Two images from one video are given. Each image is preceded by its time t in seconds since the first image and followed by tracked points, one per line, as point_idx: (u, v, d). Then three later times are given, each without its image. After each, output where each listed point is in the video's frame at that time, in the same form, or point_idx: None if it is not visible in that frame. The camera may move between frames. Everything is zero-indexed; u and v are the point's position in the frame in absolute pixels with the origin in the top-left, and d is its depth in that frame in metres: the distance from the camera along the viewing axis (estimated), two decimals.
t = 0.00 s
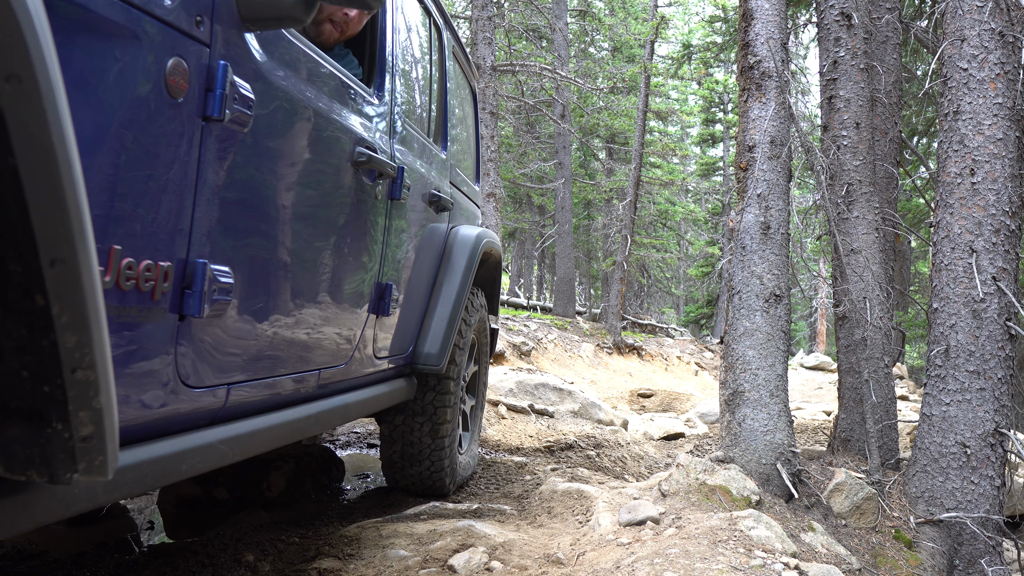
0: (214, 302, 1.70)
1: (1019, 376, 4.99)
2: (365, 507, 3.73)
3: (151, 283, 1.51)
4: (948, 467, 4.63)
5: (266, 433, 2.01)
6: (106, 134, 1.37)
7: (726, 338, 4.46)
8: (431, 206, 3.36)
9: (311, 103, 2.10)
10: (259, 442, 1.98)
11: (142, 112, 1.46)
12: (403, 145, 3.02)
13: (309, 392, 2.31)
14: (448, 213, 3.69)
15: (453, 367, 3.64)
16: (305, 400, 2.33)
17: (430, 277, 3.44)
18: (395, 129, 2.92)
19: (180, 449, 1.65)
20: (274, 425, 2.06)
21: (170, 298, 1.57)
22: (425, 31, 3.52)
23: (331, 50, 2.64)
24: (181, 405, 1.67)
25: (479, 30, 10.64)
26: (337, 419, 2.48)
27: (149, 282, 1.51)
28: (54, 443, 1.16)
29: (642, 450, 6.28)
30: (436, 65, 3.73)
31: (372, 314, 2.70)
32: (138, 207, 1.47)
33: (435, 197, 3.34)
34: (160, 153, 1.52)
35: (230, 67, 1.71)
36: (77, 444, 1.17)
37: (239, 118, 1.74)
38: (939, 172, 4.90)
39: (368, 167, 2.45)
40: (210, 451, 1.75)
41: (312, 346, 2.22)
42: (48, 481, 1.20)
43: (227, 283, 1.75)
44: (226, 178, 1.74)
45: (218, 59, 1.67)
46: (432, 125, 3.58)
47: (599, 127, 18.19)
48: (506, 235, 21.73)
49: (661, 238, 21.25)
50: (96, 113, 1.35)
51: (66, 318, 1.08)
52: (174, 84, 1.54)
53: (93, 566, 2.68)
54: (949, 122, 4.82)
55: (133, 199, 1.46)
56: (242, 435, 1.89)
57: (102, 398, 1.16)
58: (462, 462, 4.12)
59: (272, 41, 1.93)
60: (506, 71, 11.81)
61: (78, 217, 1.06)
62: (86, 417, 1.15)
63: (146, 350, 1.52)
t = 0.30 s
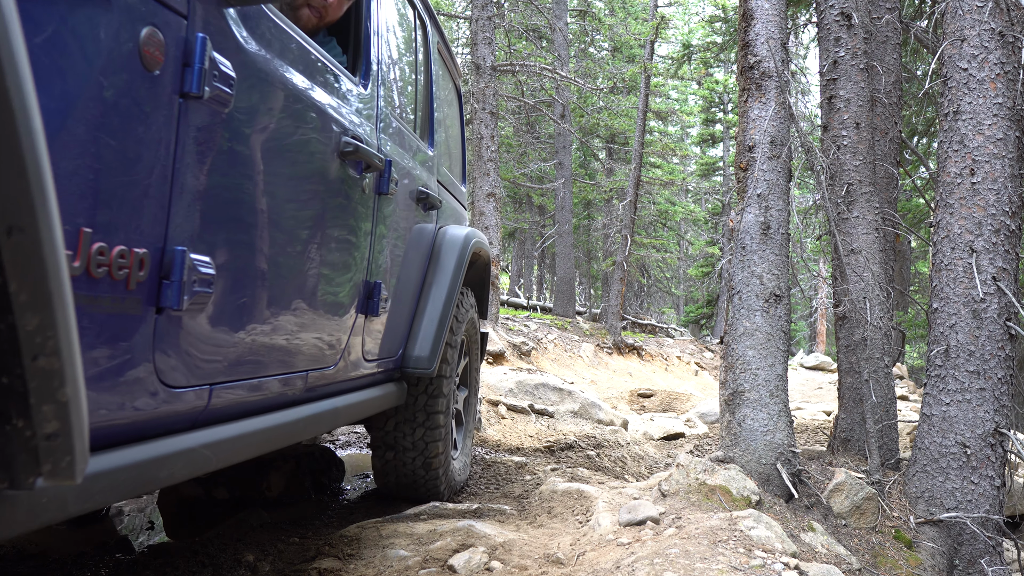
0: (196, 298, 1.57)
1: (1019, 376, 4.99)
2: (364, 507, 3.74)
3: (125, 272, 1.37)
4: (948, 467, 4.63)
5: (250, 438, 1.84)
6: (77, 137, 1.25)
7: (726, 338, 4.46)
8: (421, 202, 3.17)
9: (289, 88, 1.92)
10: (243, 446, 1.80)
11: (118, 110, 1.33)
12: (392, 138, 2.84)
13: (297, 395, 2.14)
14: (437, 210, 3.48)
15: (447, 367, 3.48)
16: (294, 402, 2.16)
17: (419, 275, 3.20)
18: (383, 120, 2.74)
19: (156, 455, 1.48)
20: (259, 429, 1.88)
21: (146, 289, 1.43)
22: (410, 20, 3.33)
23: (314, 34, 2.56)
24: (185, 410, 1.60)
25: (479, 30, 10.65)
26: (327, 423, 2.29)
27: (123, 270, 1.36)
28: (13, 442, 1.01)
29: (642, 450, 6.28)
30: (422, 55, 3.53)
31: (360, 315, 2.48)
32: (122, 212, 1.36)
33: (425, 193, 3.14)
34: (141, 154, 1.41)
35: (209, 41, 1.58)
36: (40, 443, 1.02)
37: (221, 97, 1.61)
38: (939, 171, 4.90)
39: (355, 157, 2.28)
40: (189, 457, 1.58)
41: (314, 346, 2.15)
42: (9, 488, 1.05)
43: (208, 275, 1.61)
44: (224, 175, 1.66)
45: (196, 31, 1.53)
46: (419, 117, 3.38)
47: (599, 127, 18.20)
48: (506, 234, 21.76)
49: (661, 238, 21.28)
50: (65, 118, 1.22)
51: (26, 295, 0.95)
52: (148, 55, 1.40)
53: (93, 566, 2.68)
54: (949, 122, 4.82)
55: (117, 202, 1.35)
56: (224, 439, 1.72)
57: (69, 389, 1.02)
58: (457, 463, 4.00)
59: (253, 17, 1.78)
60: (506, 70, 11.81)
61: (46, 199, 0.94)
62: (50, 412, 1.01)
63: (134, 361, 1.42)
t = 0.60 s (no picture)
0: (169, 307, 1.44)
1: (1019, 376, 4.99)
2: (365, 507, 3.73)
3: (87, 276, 1.24)
4: (948, 467, 4.63)
5: (237, 453, 1.69)
6: (64, 150, 1.19)
7: (726, 338, 4.46)
8: (412, 202, 3.07)
9: (272, 82, 1.83)
10: (230, 462, 1.66)
11: (105, 117, 1.28)
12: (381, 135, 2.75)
13: (285, 407, 2.00)
14: (429, 211, 3.37)
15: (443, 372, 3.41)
16: (282, 414, 2.01)
17: (411, 279, 3.09)
18: (371, 117, 2.65)
19: (131, 475, 1.34)
20: (246, 442, 1.73)
21: (113, 296, 1.30)
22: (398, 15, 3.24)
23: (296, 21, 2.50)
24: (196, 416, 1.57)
25: (479, 31, 10.65)
26: (317, 434, 2.15)
27: (86, 276, 1.23)
28: None
29: (642, 450, 6.28)
30: (410, 51, 3.44)
31: (352, 321, 2.38)
32: (115, 223, 1.31)
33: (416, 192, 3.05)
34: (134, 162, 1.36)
35: (179, 27, 1.45)
36: None
37: (192, 89, 1.49)
38: (939, 172, 4.90)
39: (341, 154, 2.18)
40: (169, 475, 1.44)
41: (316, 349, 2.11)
42: None
43: (183, 281, 1.49)
44: (222, 179, 1.63)
45: (164, 17, 1.41)
46: (409, 115, 3.29)
47: (599, 127, 18.21)
48: (506, 235, 21.77)
49: (660, 238, 21.29)
50: (51, 130, 1.17)
51: None
52: (109, 41, 1.27)
53: (93, 566, 2.68)
54: (949, 122, 4.82)
55: (111, 213, 1.30)
56: (209, 455, 1.57)
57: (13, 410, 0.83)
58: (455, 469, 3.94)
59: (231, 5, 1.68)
60: (506, 71, 11.81)
61: None
62: None
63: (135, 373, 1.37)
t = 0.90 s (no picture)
0: (143, 296, 1.35)
1: (1019, 376, 4.99)
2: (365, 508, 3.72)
3: (49, 259, 1.15)
4: (948, 467, 4.63)
5: (221, 453, 1.61)
6: (58, 153, 1.17)
7: (726, 338, 4.46)
8: (405, 197, 2.99)
9: (261, 68, 1.76)
10: (212, 464, 1.57)
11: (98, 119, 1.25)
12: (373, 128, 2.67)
13: (273, 407, 1.92)
14: (422, 207, 3.28)
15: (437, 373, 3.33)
16: (270, 416, 1.92)
17: (405, 276, 2.98)
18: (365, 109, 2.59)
19: (104, 476, 1.26)
20: (232, 442, 1.65)
21: (79, 282, 1.22)
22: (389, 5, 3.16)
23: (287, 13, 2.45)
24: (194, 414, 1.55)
25: (479, 30, 10.65)
26: (309, 436, 2.05)
27: (49, 258, 1.15)
28: None
29: (642, 450, 6.28)
30: (401, 44, 3.35)
31: (342, 318, 2.29)
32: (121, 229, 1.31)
33: (410, 186, 2.97)
34: (131, 164, 1.34)
35: None
36: None
37: (167, 63, 1.40)
38: (939, 172, 4.90)
39: (331, 143, 2.10)
40: (145, 477, 1.36)
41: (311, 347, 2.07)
42: None
43: (159, 267, 1.40)
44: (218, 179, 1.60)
45: None
46: (400, 109, 3.19)
47: (600, 127, 18.21)
48: (506, 234, 21.78)
49: (661, 238, 21.31)
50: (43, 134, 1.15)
51: None
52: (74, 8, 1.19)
53: (93, 566, 2.69)
54: (949, 122, 4.82)
55: (109, 215, 1.29)
56: (190, 455, 1.49)
57: None
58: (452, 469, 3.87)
59: None
60: (506, 71, 11.81)
61: None
62: None
63: (135, 377, 1.36)
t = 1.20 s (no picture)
0: (114, 296, 1.30)
1: (1019, 376, 4.99)
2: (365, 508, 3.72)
3: (9, 257, 1.09)
4: (948, 467, 4.63)
5: (200, 464, 1.55)
6: (39, 155, 1.15)
7: (726, 338, 4.46)
8: (394, 192, 2.90)
9: (238, 51, 1.69)
10: (190, 475, 1.52)
11: (81, 120, 1.23)
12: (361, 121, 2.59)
13: (258, 411, 1.87)
14: (412, 203, 3.18)
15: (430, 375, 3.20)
16: (252, 421, 1.87)
17: (395, 274, 2.89)
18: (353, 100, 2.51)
19: (74, 492, 1.21)
20: (212, 452, 1.60)
21: (44, 281, 1.16)
22: None
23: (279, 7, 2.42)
24: (184, 418, 1.54)
25: (479, 31, 10.64)
26: (294, 442, 2.00)
27: (9, 256, 1.10)
28: None
29: (642, 450, 6.28)
30: (391, 35, 3.26)
31: (330, 320, 2.23)
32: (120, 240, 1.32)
33: (399, 181, 2.88)
34: (116, 167, 1.32)
35: None
36: None
37: (139, 43, 1.35)
38: (939, 172, 4.89)
39: (315, 134, 2.04)
40: (117, 491, 1.31)
41: (297, 352, 2.01)
42: None
43: (133, 266, 1.34)
44: (209, 180, 1.59)
45: None
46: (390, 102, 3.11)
47: (599, 127, 18.20)
48: (506, 235, 21.80)
49: (661, 238, 21.31)
50: (25, 136, 1.13)
51: None
52: None
53: (93, 566, 2.69)
54: (949, 122, 4.81)
55: (93, 218, 1.27)
56: (165, 468, 1.44)
57: None
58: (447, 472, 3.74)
59: None
60: (505, 71, 11.80)
61: None
62: None
63: (123, 382, 1.35)
